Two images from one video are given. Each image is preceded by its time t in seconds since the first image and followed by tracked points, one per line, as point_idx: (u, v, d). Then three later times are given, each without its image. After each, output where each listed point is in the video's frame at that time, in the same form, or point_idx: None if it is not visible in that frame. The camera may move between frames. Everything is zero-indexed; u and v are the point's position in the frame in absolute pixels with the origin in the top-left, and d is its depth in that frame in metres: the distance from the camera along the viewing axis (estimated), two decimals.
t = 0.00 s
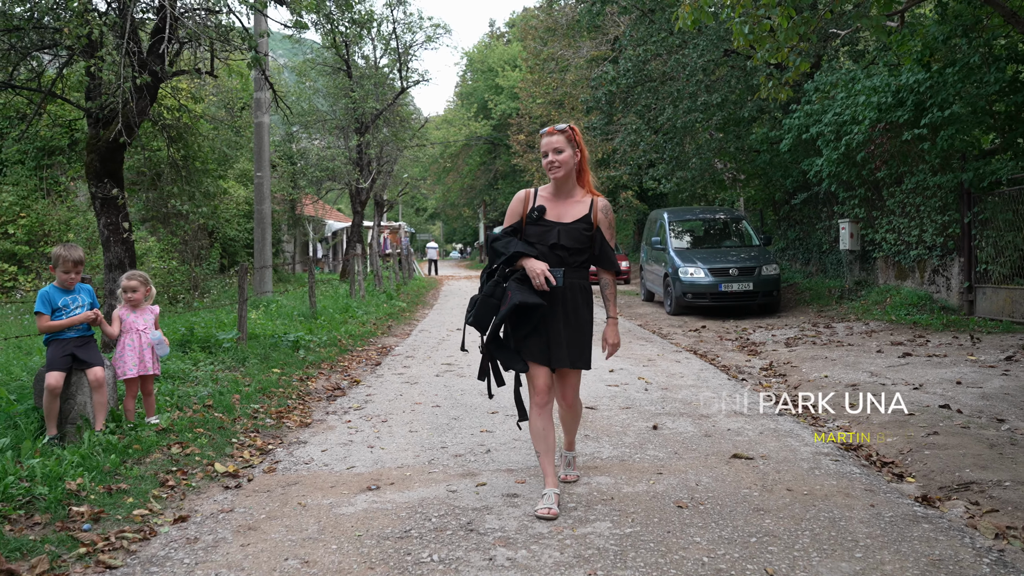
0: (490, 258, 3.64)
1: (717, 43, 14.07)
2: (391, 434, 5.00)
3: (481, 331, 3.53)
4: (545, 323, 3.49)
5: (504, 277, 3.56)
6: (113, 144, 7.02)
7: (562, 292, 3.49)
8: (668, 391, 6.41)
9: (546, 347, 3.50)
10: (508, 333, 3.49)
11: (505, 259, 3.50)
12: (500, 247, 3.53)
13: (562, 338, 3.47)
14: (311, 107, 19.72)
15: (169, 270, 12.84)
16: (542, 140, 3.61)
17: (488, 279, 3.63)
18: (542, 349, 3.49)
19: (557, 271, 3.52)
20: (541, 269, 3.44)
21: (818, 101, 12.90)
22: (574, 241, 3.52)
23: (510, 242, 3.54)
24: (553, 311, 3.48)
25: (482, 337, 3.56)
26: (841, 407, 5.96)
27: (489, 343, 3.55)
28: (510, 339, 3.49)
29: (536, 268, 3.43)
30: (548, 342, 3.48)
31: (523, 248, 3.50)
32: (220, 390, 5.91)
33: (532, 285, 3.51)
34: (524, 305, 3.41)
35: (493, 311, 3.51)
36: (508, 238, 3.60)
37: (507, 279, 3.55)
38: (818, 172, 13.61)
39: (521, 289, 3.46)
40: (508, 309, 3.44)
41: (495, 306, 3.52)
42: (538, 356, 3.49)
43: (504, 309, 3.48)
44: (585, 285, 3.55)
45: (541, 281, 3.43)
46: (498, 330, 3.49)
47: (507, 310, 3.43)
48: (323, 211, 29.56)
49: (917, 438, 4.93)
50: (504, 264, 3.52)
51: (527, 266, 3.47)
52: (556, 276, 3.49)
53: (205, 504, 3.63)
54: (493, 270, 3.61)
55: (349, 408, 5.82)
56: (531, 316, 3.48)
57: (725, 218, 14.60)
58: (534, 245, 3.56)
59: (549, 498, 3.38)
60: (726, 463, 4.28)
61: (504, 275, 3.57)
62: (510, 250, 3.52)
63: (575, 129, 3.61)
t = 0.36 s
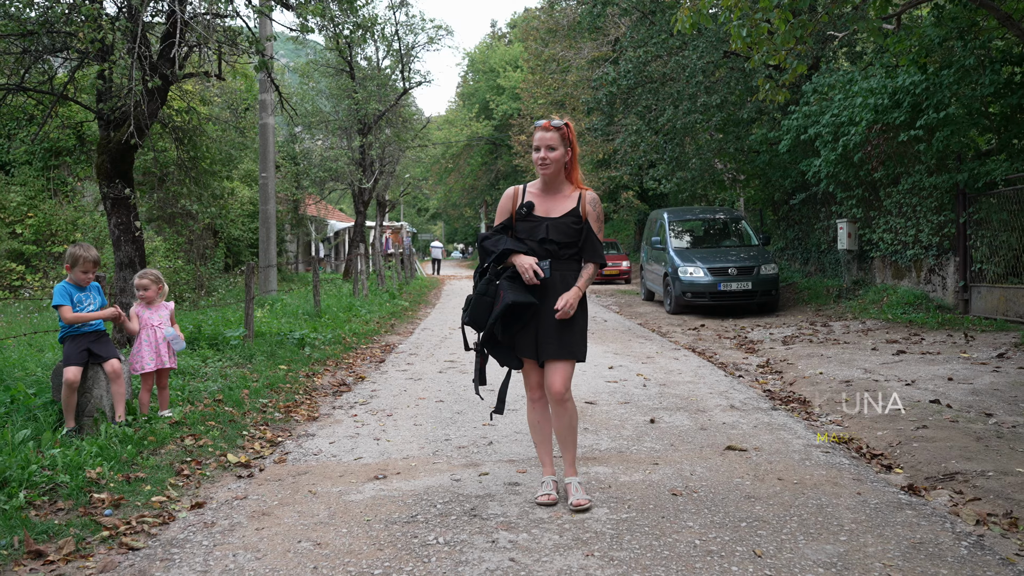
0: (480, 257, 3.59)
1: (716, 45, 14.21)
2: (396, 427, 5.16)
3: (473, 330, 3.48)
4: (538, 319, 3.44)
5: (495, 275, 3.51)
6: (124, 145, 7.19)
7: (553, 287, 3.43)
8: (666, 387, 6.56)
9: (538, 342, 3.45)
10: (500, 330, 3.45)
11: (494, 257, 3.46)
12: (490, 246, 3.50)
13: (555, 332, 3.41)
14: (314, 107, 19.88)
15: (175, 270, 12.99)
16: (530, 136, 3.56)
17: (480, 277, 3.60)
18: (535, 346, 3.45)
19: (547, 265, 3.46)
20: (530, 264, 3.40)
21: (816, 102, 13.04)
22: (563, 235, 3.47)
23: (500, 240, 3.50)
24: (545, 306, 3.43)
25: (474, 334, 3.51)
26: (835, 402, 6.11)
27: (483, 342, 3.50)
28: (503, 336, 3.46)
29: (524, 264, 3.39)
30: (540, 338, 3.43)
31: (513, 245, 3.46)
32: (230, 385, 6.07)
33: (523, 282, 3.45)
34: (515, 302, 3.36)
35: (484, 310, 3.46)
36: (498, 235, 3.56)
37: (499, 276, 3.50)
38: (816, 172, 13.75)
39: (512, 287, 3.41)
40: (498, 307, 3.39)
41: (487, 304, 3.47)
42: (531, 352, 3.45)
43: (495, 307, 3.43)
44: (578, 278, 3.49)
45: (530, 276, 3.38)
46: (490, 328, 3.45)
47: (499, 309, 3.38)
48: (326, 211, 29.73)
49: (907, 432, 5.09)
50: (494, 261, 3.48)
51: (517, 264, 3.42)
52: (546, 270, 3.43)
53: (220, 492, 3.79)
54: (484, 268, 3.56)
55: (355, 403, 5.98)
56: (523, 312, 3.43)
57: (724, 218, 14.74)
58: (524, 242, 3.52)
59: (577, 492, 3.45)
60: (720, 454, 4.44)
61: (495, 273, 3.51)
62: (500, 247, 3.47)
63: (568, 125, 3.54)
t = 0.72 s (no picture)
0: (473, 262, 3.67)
1: (713, 47, 14.34)
2: (398, 423, 5.31)
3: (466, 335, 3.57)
4: (529, 320, 3.50)
5: (486, 280, 3.58)
6: (130, 148, 7.33)
7: (541, 287, 3.48)
8: (662, 384, 6.71)
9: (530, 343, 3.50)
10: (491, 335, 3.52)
11: (482, 262, 3.53)
12: (479, 251, 3.57)
13: (544, 333, 3.46)
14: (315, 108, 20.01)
15: (177, 270, 13.13)
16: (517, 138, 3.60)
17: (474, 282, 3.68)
18: (527, 347, 3.51)
19: (535, 266, 3.50)
20: (515, 267, 3.44)
21: (812, 104, 13.17)
22: (549, 235, 3.50)
23: (488, 245, 3.56)
24: (534, 307, 3.48)
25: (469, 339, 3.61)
26: (826, 399, 6.25)
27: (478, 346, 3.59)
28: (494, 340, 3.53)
29: (509, 267, 3.44)
30: (531, 339, 3.49)
31: (499, 250, 3.50)
32: (235, 382, 6.21)
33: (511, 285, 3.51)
34: (501, 306, 3.42)
35: (475, 315, 3.55)
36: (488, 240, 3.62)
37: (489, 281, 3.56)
38: (812, 173, 13.89)
39: (500, 291, 3.47)
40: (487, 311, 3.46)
41: (478, 309, 3.55)
42: (523, 353, 3.51)
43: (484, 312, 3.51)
44: (566, 276, 3.51)
45: (516, 279, 3.42)
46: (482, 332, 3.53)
47: (487, 313, 3.45)
48: (327, 211, 29.92)
49: (895, 427, 5.23)
50: (482, 267, 3.54)
51: (503, 267, 3.46)
52: (532, 272, 3.48)
53: (229, 484, 3.94)
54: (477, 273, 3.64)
55: (357, 399, 6.14)
56: (513, 316, 3.50)
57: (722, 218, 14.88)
58: (512, 244, 3.57)
59: (538, 490, 3.26)
60: (712, 448, 4.59)
61: (486, 278, 3.58)
62: (488, 252, 3.53)
63: (553, 126, 3.55)
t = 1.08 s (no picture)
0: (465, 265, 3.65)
1: (710, 49, 14.48)
2: (399, 418, 5.46)
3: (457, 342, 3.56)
4: (522, 326, 3.49)
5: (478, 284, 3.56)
6: (136, 150, 7.46)
7: (535, 291, 3.47)
8: (657, 382, 6.86)
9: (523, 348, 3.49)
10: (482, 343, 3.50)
11: (475, 266, 3.50)
12: (471, 255, 3.54)
13: (537, 339, 3.46)
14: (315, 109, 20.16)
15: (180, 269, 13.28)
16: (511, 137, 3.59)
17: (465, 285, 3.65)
18: (519, 353, 3.50)
19: (528, 270, 3.49)
20: (508, 272, 3.40)
21: (808, 105, 13.31)
22: (541, 237, 3.49)
23: (480, 248, 3.53)
24: (527, 312, 3.47)
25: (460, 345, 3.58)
26: (817, 396, 6.40)
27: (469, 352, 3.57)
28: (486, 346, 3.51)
29: (503, 272, 3.40)
30: (524, 345, 3.48)
31: (491, 253, 3.48)
32: (241, 379, 6.37)
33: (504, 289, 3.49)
34: (494, 312, 3.39)
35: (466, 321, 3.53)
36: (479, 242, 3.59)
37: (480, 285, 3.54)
38: (808, 174, 14.04)
39: (493, 296, 3.45)
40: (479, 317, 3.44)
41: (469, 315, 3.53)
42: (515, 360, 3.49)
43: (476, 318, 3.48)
44: (559, 279, 3.50)
45: (509, 284, 3.39)
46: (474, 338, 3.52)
47: (480, 319, 3.43)
48: (326, 211, 30.10)
49: (883, 422, 5.38)
50: (474, 271, 3.52)
51: (496, 271, 3.44)
52: (525, 276, 3.46)
53: (238, 475, 4.09)
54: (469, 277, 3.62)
55: (359, 396, 6.29)
56: (507, 322, 3.48)
57: (719, 219, 15.03)
58: (504, 247, 3.55)
59: (528, 503, 3.31)
60: (704, 442, 4.74)
61: (478, 282, 3.56)
62: (479, 256, 3.51)
63: (553, 126, 3.53)
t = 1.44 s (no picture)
0: (465, 262, 3.71)
1: (709, 50, 14.60)
2: (402, 413, 5.60)
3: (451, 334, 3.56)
4: (522, 321, 3.52)
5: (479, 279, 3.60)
6: (143, 152, 7.61)
7: (538, 288, 3.53)
8: (655, 379, 6.99)
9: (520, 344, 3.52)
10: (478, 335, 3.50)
11: (478, 260, 3.55)
12: (474, 249, 3.59)
13: (538, 334, 3.52)
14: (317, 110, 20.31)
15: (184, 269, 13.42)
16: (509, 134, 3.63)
17: (463, 281, 3.69)
18: (516, 348, 3.50)
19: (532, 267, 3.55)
20: (517, 268, 3.47)
21: (806, 106, 13.43)
22: (543, 235, 3.55)
23: (484, 244, 3.59)
24: (528, 308, 3.51)
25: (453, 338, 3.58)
26: (811, 393, 6.53)
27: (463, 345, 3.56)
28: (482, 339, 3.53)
29: (512, 268, 3.47)
30: (523, 340, 3.50)
31: (495, 249, 3.53)
32: (247, 376, 6.51)
33: (507, 285, 3.54)
34: (498, 304, 3.43)
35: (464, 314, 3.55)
36: (481, 238, 3.64)
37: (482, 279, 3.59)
38: (805, 174, 14.16)
39: (496, 290, 3.49)
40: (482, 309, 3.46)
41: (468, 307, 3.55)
42: (511, 354, 3.49)
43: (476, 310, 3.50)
44: (562, 278, 3.56)
45: (519, 280, 3.45)
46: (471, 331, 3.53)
47: (480, 310, 3.46)
48: (327, 211, 30.26)
49: (874, 418, 5.51)
50: (477, 266, 3.57)
51: (502, 266, 3.50)
52: (529, 272, 3.51)
53: (248, 467, 4.23)
54: (469, 273, 3.67)
55: (363, 392, 6.43)
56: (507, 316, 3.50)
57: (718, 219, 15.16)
58: (506, 244, 3.60)
59: (528, 493, 3.45)
60: (699, 436, 4.88)
61: (479, 277, 3.61)
62: (483, 251, 3.56)
63: (548, 123, 3.59)
